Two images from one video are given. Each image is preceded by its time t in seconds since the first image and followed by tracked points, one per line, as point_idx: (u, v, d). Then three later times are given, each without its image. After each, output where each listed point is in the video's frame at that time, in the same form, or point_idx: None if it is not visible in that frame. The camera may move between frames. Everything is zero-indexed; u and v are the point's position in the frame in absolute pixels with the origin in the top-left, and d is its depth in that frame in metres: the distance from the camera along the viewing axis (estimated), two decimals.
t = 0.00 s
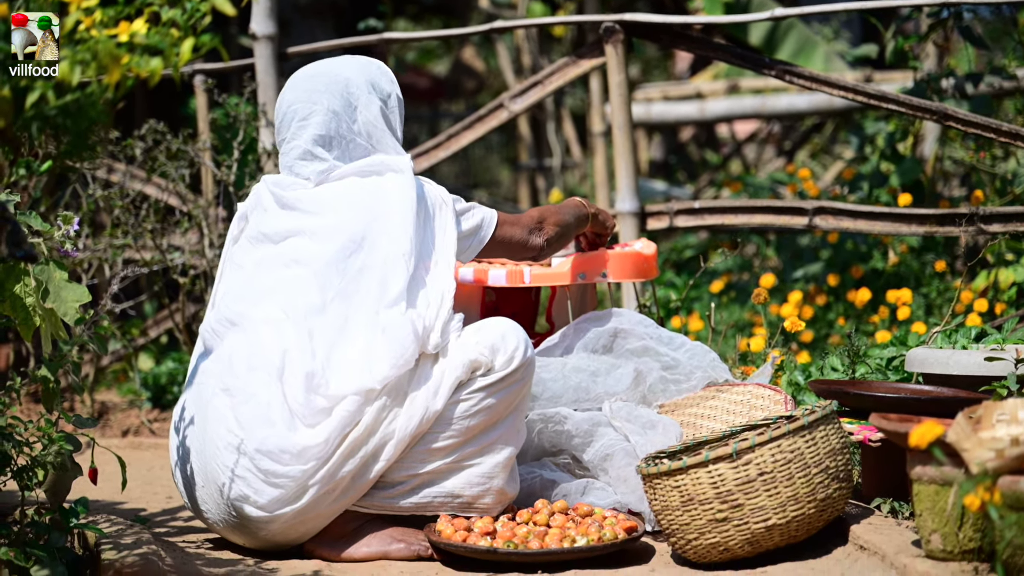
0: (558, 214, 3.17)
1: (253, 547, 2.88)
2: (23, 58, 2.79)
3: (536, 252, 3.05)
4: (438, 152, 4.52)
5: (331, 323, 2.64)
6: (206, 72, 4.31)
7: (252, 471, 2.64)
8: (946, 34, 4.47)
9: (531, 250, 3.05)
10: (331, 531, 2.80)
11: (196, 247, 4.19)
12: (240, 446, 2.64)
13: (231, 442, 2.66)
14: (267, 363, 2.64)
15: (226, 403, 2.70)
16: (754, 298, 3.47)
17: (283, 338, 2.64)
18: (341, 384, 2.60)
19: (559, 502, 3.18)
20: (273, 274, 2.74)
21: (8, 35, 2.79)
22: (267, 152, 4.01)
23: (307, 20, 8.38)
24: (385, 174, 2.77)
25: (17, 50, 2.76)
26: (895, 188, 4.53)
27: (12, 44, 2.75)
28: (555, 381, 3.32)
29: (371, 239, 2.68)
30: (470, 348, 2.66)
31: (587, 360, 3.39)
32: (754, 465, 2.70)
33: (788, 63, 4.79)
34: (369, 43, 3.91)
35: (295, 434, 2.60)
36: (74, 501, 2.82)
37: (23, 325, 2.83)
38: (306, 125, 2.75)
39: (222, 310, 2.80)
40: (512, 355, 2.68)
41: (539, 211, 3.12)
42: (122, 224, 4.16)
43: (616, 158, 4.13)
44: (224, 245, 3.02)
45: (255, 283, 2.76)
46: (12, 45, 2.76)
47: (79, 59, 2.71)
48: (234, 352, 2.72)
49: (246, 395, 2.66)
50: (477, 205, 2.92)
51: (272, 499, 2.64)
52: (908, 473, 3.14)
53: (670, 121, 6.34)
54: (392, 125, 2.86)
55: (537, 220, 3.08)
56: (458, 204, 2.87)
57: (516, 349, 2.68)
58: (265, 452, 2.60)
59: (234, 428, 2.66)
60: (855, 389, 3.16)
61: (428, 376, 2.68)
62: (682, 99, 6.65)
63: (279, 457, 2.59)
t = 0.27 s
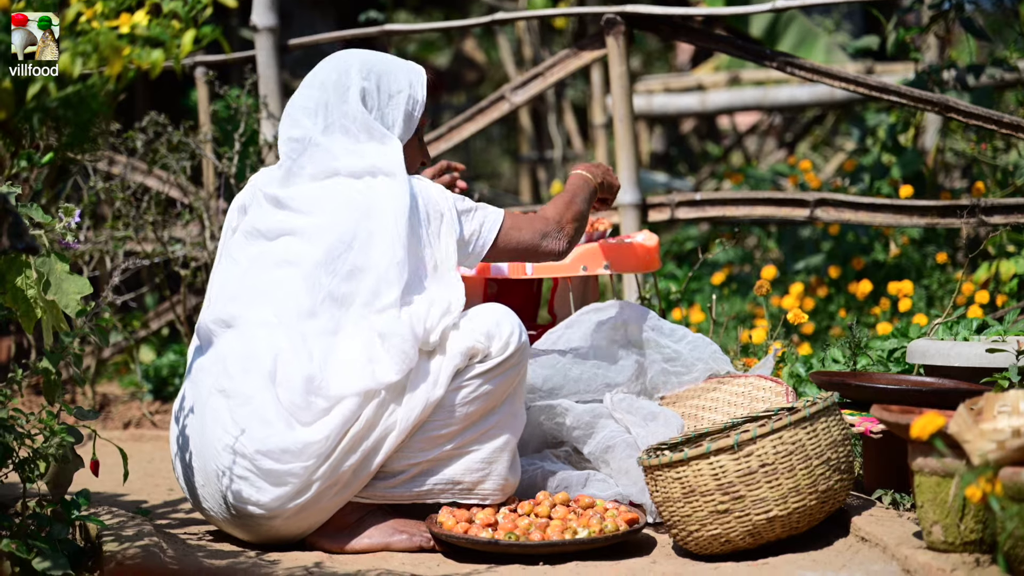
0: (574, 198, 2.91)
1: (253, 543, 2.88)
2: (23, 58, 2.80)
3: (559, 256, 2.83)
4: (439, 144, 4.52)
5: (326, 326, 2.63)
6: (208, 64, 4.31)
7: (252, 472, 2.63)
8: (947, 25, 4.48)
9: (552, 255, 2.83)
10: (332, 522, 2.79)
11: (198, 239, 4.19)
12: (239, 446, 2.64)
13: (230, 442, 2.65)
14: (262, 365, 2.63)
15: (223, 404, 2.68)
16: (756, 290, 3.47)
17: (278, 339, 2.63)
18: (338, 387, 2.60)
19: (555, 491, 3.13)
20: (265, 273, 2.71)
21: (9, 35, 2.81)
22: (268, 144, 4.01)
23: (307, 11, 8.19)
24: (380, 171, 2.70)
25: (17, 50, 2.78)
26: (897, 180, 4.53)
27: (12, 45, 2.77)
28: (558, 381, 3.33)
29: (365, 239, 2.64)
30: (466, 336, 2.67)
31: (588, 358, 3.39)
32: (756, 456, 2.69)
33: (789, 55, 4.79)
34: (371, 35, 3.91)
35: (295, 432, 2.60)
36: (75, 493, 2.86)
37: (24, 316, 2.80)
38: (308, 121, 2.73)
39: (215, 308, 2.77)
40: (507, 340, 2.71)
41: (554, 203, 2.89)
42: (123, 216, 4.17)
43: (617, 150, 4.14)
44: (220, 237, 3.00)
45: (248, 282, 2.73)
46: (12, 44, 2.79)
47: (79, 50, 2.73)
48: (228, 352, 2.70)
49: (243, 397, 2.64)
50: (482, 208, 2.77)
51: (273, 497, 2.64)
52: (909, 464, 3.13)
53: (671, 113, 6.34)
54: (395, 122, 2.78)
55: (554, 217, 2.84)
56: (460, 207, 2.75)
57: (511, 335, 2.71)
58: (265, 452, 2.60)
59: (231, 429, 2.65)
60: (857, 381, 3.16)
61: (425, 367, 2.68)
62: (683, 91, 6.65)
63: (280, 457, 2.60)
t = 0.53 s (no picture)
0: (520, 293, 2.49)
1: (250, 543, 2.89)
2: (23, 58, 2.72)
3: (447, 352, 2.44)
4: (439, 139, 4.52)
5: (314, 332, 2.61)
6: (208, 58, 4.31)
7: (251, 478, 2.64)
8: (948, 20, 4.48)
9: (442, 348, 2.43)
10: (332, 518, 2.79)
11: (198, 234, 4.20)
12: (233, 452, 2.64)
13: (226, 447, 2.66)
14: (252, 370, 2.62)
15: (218, 409, 2.69)
16: (756, 285, 3.48)
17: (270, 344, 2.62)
18: (330, 389, 2.58)
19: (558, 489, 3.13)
20: (255, 275, 2.69)
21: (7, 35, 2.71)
22: (269, 140, 4.02)
23: (307, 8, 8.10)
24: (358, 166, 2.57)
25: (17, 50, 2.70)
26: (897, 174, 4.54)
27: (12, 45, 2.69)
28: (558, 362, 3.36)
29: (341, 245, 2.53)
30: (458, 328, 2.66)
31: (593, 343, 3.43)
32: (756, 451, 2.69)
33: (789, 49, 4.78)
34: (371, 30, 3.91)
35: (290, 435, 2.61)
36: (75, 488, 2.87)
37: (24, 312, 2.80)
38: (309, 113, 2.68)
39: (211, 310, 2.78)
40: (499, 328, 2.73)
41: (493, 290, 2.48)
42: (123, 212, 4.17)
43: (617, 145, 4.14)
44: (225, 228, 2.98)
45: (240, 285, 2.72)
46: (11, 45, 2.69)
47: (80, 46, 2.73)
48: (219, 354, 2.69)
49: (236, 401, 2.65)
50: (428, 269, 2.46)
51: (272, 500, 2.65)
52: (910, 460, 3.13)
53: (671, 107, 6.34)
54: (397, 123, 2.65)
55: (474, 309, 2.44)
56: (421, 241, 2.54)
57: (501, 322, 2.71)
58: (262, 457, 2.61)
59: (225, 434, 2.66)
60: (857, 375, 3.16)
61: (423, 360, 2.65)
62: (683, 86, 6.65)
63: (277, 461, 2.60)
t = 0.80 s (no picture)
0: (357, 424, 2.38)
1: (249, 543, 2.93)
2: (23, 58, 2.71)
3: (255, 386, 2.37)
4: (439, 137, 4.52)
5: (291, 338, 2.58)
6: (208, 57, 4.31)
7: (245, 485, 2.67)
8: (947, 18, 4.48)
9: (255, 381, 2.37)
10: (333, 518, 2.81)
11: (198, 232, 4.20)
12: (227, 458, 2.67)
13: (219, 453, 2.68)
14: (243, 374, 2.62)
15: (211, 415, 2.70)
16: (756, 283, 3.48)
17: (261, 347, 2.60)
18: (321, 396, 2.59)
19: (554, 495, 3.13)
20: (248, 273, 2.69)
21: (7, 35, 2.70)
22: (269, 138, 4.02)
23: (307, 6, 8.08)
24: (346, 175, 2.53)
25: (17, 50, 2.69)
26: (897, 173, 4.54)
27: (13, 44, 2.67)
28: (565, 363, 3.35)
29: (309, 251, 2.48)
30: (453, 325, 2.64)
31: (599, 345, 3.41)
32: (756, 449, 2.69)
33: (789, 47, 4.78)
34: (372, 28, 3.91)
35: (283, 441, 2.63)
36: (76, 487, 2.87)
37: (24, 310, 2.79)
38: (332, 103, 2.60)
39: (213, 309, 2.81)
40: (494, 324, 2.67)
41: (347, 400, 2.39)
42: (123, 210, 4.18)
43: (617, 144, 4.14)
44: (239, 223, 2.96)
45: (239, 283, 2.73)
46: (12, 45, 2.68)
47: (80, 44, 2.73)
48: (213, 354, 2.71)
49: (230, 404, 2.65)
50: (323, 320, 2.39)
51: (267, 506, 2.68)
52: (910, 458, 3.12)
53: (671, 106, 6.34)
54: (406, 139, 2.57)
55: (314, 393, 2.35)
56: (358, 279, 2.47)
57: (496, 317, 2.67)
58: (254, 464, 2.63)
59: (218, 440, 2.69)
60: (857, 374, 3.15)
61: (415, 361, 2.65)
62: (683, 84, 6.65)
63: (272, 467, 2.63)
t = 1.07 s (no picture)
0: (354, 458, 2.46)
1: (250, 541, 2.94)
2: (23, 59, 2.71)
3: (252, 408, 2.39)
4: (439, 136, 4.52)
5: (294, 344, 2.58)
6: (207, 56, 4.31)
7: (243, 488, 2.67)
8: (947, 17, 4.48)
9: (252, 403, 2.39)
10: (334, 518, 2.80)
11: (198, 231, 4.20)
12: (226, 461, 2.66)
13: (218, 455, 2.68)
14: (242, 377, 2.61)
15: (210, 415, 2.70)
16: (756, 282, 3.48)
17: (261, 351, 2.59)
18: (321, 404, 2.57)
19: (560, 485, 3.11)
20: (256, 272, 2.68)
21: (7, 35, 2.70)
22: (268, 137, 4.02)
23: (307, 6, 8.06)
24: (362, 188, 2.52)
25: (17, 50, 2.69)
26: (897, 171, 4.54)
27: (13, 45, 2.68)
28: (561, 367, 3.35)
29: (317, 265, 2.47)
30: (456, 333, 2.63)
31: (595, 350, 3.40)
32: (756, 448, 2.69)
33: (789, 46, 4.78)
34: (371, 27, 3.91)
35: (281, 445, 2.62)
36: (75, 486, 2.87)
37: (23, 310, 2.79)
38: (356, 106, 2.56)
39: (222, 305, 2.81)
40: (496, 330, 2.66)
41: (345, 434, 2.45)
42: (123, 209, 4.19)
43: (617, 143, 4.14)
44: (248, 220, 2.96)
45: (245, 282, 2.73)
46: (12, 45, 2.68)
47: (79, 44, 2.72)
48: (215, 353, 2.71)
49: (230, 407, 2.65)
50: (325, 342, 2.39)
51: (265, 509, 2.68)
52: (909, 457, 3.12)
53: (671, 105, 6.34)
54: (424, 153, 2.57)
55: (315, 425, 2.40)
56: (365, 297, 2.47)
57: (499, 324, 2.66)
58: (251, 468, 2.63)
59: (216, 442, 2.68)
60: (857, 373, 3.15)
61: (416, 367, 2.65)
62: (682, 83, 6.65)
63: (270, 471, 2.62)
